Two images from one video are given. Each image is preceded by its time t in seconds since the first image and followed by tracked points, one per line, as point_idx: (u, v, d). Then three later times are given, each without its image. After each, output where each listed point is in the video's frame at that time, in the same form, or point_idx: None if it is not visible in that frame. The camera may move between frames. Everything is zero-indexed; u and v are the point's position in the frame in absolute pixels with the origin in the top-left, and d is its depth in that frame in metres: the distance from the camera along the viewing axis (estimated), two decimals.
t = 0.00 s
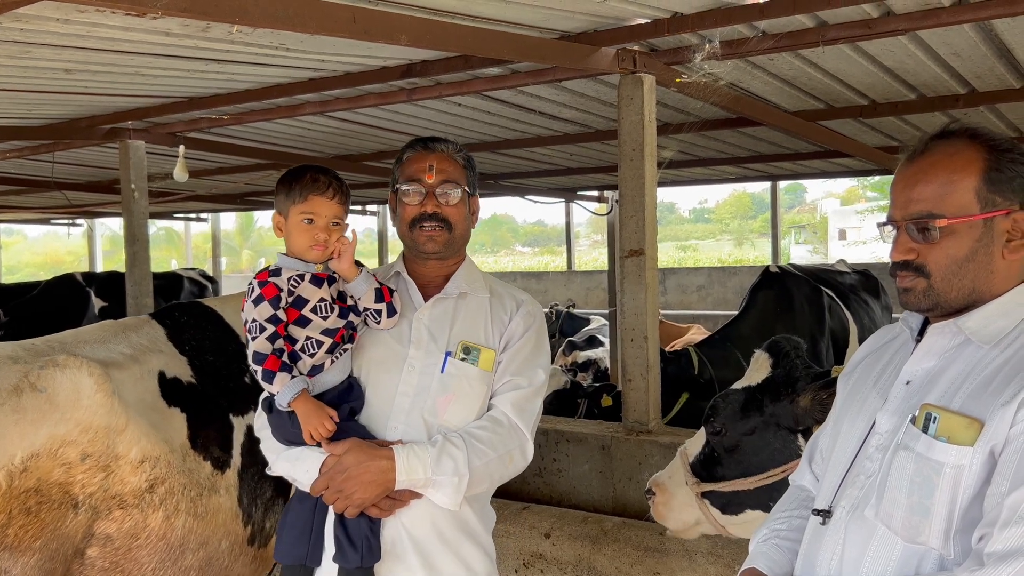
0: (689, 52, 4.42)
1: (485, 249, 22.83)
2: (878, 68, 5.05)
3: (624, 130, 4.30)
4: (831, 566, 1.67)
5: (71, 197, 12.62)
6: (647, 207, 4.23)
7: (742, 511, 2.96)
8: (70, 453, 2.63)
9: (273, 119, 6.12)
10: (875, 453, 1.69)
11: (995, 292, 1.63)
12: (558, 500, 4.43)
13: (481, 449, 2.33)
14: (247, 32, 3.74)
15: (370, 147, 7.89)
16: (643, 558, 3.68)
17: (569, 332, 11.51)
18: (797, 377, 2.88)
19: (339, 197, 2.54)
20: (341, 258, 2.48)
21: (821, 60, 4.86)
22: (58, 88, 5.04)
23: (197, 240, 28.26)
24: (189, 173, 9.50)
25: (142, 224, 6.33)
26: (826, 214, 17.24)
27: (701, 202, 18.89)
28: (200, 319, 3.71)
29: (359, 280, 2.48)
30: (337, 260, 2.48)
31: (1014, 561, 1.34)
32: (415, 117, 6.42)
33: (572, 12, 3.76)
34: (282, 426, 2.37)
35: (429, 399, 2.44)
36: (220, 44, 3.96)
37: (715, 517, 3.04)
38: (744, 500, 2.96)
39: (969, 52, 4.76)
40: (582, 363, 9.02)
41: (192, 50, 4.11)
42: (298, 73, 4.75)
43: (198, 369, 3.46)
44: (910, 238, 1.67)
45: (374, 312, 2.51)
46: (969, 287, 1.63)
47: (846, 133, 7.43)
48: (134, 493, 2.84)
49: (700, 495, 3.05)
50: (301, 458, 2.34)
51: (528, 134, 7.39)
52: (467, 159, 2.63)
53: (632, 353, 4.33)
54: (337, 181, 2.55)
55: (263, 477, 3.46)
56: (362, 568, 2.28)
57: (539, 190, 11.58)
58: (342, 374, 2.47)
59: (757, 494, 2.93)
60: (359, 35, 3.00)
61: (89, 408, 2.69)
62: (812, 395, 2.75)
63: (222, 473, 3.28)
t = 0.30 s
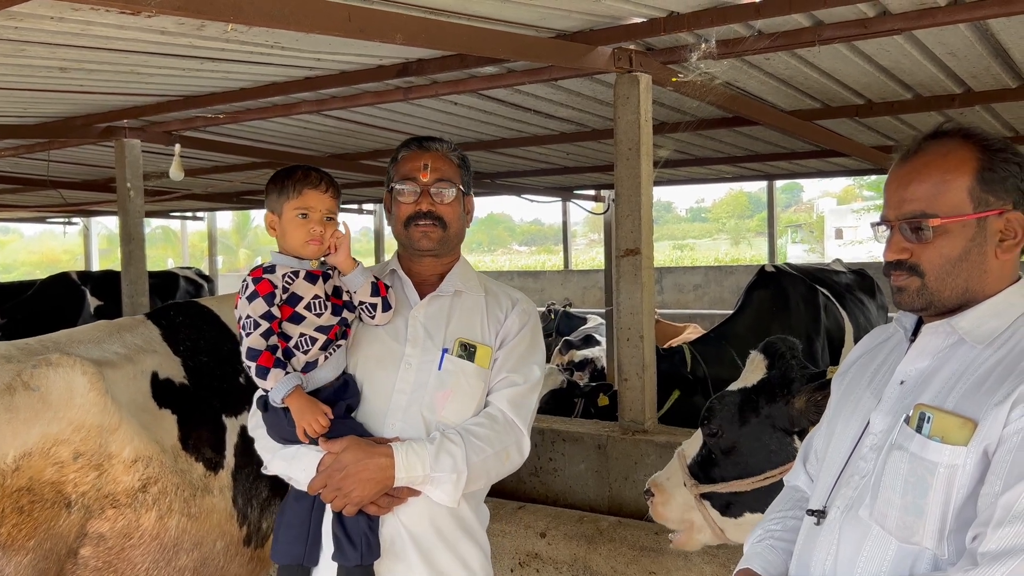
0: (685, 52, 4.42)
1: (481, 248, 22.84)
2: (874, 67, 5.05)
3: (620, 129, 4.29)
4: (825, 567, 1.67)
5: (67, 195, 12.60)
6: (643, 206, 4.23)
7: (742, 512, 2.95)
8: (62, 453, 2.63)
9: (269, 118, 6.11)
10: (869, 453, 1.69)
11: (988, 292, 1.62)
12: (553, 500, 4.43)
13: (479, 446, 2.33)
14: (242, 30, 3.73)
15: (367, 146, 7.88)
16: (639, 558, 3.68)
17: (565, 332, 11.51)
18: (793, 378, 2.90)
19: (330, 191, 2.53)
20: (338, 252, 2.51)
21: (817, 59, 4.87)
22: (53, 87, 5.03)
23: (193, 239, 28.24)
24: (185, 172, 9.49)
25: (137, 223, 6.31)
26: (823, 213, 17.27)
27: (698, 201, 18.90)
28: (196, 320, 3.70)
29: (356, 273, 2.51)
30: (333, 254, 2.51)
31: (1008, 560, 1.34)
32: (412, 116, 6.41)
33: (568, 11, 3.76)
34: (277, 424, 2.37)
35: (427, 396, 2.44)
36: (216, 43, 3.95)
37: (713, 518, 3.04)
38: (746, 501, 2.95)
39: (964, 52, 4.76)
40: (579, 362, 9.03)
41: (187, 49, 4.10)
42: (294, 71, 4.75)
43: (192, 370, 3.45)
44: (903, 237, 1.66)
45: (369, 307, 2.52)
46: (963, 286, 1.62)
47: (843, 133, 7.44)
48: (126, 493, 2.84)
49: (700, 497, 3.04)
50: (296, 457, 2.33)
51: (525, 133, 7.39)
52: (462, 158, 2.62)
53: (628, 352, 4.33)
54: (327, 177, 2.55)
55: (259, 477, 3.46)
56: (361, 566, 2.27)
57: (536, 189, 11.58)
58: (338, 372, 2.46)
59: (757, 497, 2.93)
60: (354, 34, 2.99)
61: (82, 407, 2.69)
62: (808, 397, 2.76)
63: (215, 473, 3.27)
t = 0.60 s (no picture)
0: (682, 49, 4.42)
1: (479, 247, 22.86)
2: (871, 65, 5.06)
3: (616, 127, 4.29)
4: (821, 564, 1.67)
5: (64, 194, 12.58)
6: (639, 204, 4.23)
7: (733, 508, 2.95)
8: (63, 450, 2.63)
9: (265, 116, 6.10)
10: (865, 449, 1.69)
11: (982, 288, 1.62)
12: (550, 497, 4.43)
13: (474, 444, 2.33)
14: (238, 28, 3.72)
15: (364, 144, 7.88)
16: (636, 555, 3.68)
17: (563, 330, 11.53)
18: (790, 373, 2.92)
19: (328, 187, 2.53)
20: (337, 249, 2.47)
21: (814, 57, 4.87)
22: (50, 85, 5.02)
23: (190, 237, 28.20)
24: (182, 170, 9.48)
25: (134, 221, 6.30)
26: (820, 212, 17.29)
27: (695, 199, 18.93)
28: (195, 318, 3.70)
29: (355, 270, 2.49)
30: (332, 251, 2.47)
31: (1003, 556, 1.34)
32: (409, 114, 6.41)
33: (564, 8, 3.76)
34: (273, 421, 2.36)
35: (424, 394, 2.44)
36: (212, 41, 3.95)
37: (705, 513, 3.01)
38: (738, 496, 2.95)
39: (961, 49, 4.77)
40: (576, 361, 9.04)
41: (183, 47, 4.09)
42: (290, 69, 4.75)
43: (191, 369, 3.45)
44: (897, 233, 1.66)
45: (367, 303, 2.51)
46: (957, 282, 1.62)
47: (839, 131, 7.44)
48: (126, 491, 2.84)
49: (694, 490, 3.02)
50: (292, 454, 2.33)
51: (522, 132, 7.39)
52: (457, 158, 2.62)
53: (625, 350, 4.33)
54: (326, 174, 2.55)
55: (260, 475, 3.46)
56: (357, 562, 2.27)
57: (533, 187, 11.59)
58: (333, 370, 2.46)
59: (752, 491, 2.93)
60: (350, 32, 2.99)
61: (82, 404, 2.69)
62: (805, 392, 2.73)
63: (215, 472, 3.27)
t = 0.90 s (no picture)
0: (679, 47, 4.42)
1: (476, 246, 22.86)
2: (868, 62, 5.06)
3: (614, 125, 4.28)
4: (820, 562, 1.67)
5: (61, 193, 12.56)
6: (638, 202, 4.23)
7: (731, 507, 2.96)
8: (67, 452, 2.62)
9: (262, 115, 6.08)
10: (863, 447, 1.69)
11: (979, 284, 1.62)
12: (548, 495, 4.42)
13: (471, 443, 2.33)
14: (234, 26, 3.71)
15: (362, 143, 7.87)
16: (633, 553, 3.67)
17: (561, 328, 11.53)
18: (787, 373, 2.89)
19: (331, 182, 2.52)
20: (342, 245, 2.47)
21: (811, 55, 4.87)
22: (46, 84, 5.01)
23: (188, 237, 28.16)
24: (179, 170, 9.46)
25: (130, 220, 6.28)
26: (817, 210, 17.30)
27: (692, 197, 18.94)
28: (197, 318, 3.69)
29: (359, 268, 2.49)
30: (338, 247, 2.47)
31: (1002, 553, 1.34)
32: (406, 113, 6.40)
33: (562, 6, 3.75)
34: (270, 418, 2.35)
35: (421, 392, 2.44)
36: (208, 39, 3.94)
37: (703, 512, 3.03)
38: (734, 496, 2.96)
39: (958, 47, 4.77)
40: (574, 359, 9.04)
41: (180, 45, 4.08)
42: (287, 68, 4.74)
43: (193, 369, 3.44)
44: (895, 230, 1.65)
45: (369, 302, 2.51)
46: (954, 279, 1.62)
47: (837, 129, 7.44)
48: (129, 492, 2.83)
49: (690, 491, 3.03)
50: (289, 451, 2.33)
51: (520, 130, 7.38)
52: (438, 154, 2.61)
53: (623, 348, 4.33)
54: (327, 170, 2.54)
55: (262, 476, 3.45)
56: (352, 560, 2.27)
57: (531, 186, 11.58)
58: (332, 369, 2.46)
59: (749, 490, 2.94)
60: (347, 29, 2.98)
61: (86, 406, 2.67)
62: (802, 392, 2.76)
63: (219, 473, 3.26)
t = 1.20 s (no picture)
0: (678, 45, 4.41)
1: (473, 245, 22.88)
2: (866, 61, 5.06)
3: (613, 124, 4.27)
4: (824, 563, 1.66)
5: (57, 194, 12.53)
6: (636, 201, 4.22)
7: (738, 509, 2.95)
8: (74, 460, 2.61)
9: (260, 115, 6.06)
10: (867, 447, 1.68)
11: (984, 283, 1.61)
12: (548, 496, 4.41)
13: (470, 443, 2.33)
14: (231, 25, 3.70)
15: (360, 143, 7.86)
16: (634, 553, 3.66)
17: (559, 328, 11.51)
18: (787, 371, 2.86)
19: (324, 179, 2.50)
20: (340, 244, 2.45)
21: (809, 53, 4.86)
22: (43, 84, 4.99)
23: (185, 237, 28.13)
24: (176, 170, 9.44)
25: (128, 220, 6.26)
26: (814, 208, 17.30)
27: (689, 197, 18.94)
28: (197, 319, 3.68)
29: (357, 267, 2.49)
30: (336, 247, 2.46)
31: (1007, 554, 1.33)
32: (404, 112, 6.39)
33: (561, 5, 3.74)
34: (268, 418, 2.34)
35: (420, 393, 2.43)
36: (206, 38, 3.93)
37: (710, 514, 3.04)
38: (740, 497, 2.94)
39: (956, 44, 4.77)
40: (572, 358, 9.04)
41: (176, 45, 4.07)
42: (284, 67, 4.72)
43: (198, 369, 3.43)
44: (898, 228, 1.64)
45: (367, 302, 2.50)
46: (957, 277, 1.61)
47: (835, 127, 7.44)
48: (136, 499, 2.83)
49: (693, 494, 3.04)
50: (288, 452, 2.31)
51: (518, 129, 7.37)
52: (447, 156, 2.60)
53: (621, 347, 4.32)
54: (320, 168, 2.52)
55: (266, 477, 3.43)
56: (352, 561, 2.26)
57: (529, 185, 11.58)
58: (331, 369, 2.45)
59: (751, 490, 2.92)
60: (345, 28, 2.97)
61: (92, 414, 2.66)
62: (803, 391, 2.69)
63: (225, 476, 3.25)
